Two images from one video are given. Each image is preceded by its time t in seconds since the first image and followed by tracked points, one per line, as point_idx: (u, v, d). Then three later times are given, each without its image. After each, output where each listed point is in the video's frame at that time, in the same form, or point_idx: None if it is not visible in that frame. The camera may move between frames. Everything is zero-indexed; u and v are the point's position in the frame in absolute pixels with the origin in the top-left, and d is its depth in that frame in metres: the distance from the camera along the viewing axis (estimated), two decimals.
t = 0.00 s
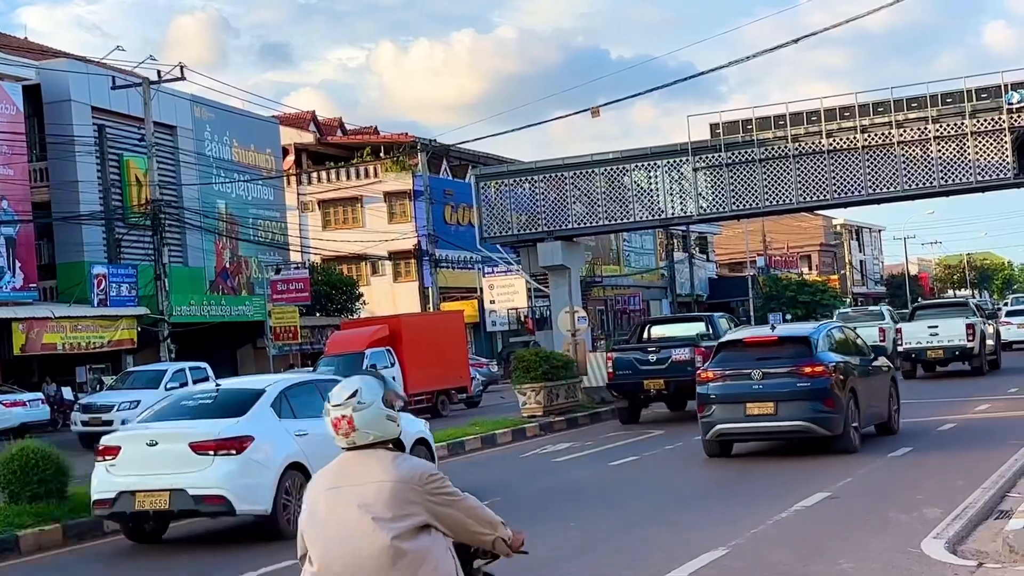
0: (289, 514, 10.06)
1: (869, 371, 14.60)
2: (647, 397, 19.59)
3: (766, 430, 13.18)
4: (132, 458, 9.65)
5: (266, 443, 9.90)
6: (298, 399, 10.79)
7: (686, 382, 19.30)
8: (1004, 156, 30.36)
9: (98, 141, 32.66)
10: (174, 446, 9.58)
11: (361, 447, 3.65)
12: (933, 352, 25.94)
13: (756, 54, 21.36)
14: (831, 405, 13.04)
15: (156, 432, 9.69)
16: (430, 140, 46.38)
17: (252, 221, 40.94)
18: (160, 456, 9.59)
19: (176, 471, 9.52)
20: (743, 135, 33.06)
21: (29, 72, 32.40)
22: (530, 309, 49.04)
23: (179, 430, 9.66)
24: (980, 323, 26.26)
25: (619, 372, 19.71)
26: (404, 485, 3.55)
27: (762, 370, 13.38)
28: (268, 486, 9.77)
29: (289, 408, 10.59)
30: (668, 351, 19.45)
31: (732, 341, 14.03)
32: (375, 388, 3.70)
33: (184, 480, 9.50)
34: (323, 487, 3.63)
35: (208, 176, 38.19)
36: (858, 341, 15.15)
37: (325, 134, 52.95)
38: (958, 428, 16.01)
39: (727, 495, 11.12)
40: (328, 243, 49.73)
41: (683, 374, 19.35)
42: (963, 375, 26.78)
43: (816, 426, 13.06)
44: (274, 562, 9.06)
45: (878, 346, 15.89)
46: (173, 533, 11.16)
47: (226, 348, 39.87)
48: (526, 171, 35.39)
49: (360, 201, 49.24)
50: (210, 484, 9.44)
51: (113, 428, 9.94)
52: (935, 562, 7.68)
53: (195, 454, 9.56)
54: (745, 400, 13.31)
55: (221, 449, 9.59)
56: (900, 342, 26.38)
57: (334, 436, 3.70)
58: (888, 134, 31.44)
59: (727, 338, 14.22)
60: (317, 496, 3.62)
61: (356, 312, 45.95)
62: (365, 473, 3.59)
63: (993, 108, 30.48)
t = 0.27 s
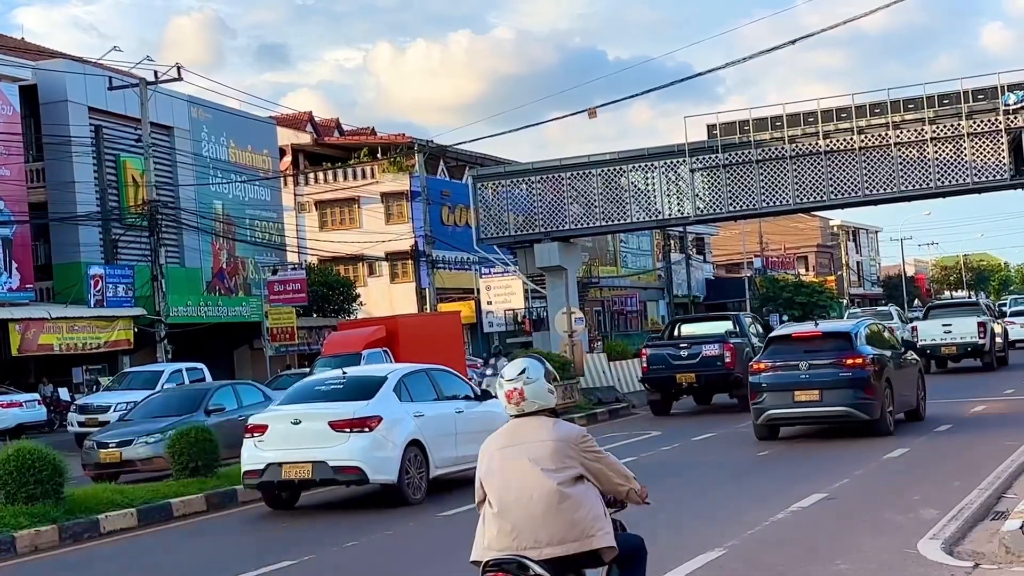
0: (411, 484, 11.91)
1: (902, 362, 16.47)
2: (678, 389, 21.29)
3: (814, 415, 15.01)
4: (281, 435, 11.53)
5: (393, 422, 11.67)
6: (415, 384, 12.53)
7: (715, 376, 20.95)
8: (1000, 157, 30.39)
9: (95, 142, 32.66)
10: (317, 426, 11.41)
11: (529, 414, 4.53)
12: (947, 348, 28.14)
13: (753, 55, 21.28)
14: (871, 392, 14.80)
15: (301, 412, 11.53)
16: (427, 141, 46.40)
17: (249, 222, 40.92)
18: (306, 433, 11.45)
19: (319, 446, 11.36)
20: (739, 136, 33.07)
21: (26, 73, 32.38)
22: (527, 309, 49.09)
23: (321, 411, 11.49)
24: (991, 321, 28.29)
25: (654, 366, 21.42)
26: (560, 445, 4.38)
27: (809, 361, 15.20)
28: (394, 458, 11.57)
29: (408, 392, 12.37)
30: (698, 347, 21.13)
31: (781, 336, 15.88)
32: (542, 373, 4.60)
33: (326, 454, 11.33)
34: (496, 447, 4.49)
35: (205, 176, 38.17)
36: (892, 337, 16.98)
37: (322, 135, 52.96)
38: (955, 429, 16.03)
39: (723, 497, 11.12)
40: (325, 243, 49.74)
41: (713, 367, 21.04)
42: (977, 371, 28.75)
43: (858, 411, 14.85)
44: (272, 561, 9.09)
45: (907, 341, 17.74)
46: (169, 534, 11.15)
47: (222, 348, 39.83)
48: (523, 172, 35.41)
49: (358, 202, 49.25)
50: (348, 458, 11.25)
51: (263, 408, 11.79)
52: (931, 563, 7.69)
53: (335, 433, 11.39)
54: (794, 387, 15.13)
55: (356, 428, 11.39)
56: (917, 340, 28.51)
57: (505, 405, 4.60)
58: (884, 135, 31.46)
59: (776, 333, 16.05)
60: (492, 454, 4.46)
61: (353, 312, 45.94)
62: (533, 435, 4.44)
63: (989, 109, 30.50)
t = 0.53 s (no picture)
0: (501, 462, 13.50)
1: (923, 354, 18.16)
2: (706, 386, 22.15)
3: (848, 404, 16.53)
4: (388, 418, 13.12)
5: (486, 407, 13.26)
6: (501, 375, 14.08)
7: (741, 373, 21.90)
8: (996, 158, 30.45)
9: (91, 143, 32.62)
10: (421, 409, 13.00)
11: (635, 394, 5.45)
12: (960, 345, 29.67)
13: (749, 57, 21.17)
14: (899, 382, 16.34)
15: (406, 398, 13.14)
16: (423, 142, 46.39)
17: (245, 223, 40.90)
18: (410, 416, 13.04)
19: (420, 426, 12.96)
20: (735, 137, 33.11)
21: (21, 74, 32.37)
22: (523, 311, 49.10)
23: (424, 397, 13.09)
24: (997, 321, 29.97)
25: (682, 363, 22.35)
26: (661, 424, 5.28)
27: (841, 356, 16.72)
28: (489, 439, 13.18)
29: (495, 379, 13.98)
30: (724, 346, 22.13)
31: (816, 332, 17.38)
32: (643, 359, 5.55)
33: (428, 435, 12.91)
34: (606, 423, 5.43)
35: (201, 177, 38.17)
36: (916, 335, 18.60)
37: (318, 136, 52.94)
38: (951, 431, 16.04)
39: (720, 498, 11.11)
40: (322, 244, 49.71)
41: (739, 366, 22.03)
42: (984, 368, 30.35)
43: (889, 399, 16.41)
44: (269, 562, 9.09)
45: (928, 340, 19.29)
46: (165, 535, 11.13)
47: (218, 349, 39.80)
48: (519, 174, 35.42)
49: (354, 204, 49.24)
50: (449, 437, 12.83)
51: (370, 393, 13.40)
52: (927, 565, 7.68)
53: (436, 415, 12.96)
54: (830, 379, 16.65)
55: (455, 412, 12.97)
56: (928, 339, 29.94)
57: (614, 384, 5.51)
58: (880, 136, 31.52)
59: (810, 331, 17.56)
60: (601, 429, 5.40)
61: (349, 313, 45.92)
62: (639, 416, 5.35)
63: (985, 111, 30.55)
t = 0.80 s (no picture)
0: (574, 444, 15.14)
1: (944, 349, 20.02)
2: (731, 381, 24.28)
3: (878, 393, 18.49)
4: (473, 405, 14.84)
5: (559, 395, 14.88)
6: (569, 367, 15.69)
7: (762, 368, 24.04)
8: (992, 160, 30.50)
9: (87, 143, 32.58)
10: (502, 397, 14.69)
11: (711, 379, 6.64)
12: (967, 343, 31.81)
13: (744, 58, 21.13)
14: (923, 375, 18.19)
15: (489, 388, 14.84)
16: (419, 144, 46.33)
17: (241, 223, 40.87)
18: (494, 403, 14.72)
19: (503, 413, 14.63)
20: (732, 138, 33.13)
21: (18, 75, 32.34)
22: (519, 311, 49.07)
23: (505, 386, 14.77)
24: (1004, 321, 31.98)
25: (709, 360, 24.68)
26: (732, 405, 6.45)
27: (871, 351, 18.66)
28: (563, 423, 14.81)
29: (566, 371, 15.60)
30: (744, 344, 24.24)
31: (848, 330, 19.35)
32: (716, 351, 6.75)
33: (510, 419, 14.61)
34: (685, 404, 6.63)
35: (197, 178, 38.14)
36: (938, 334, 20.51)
37: (315, 137, 52.89)
38: (948, 431, 16.04)
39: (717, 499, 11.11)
40: (318, 245, 49.69)
41: (758, 361, 24.21)
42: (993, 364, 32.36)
43: (915, 390, 18.30)
44: (266, 563, 9.09)
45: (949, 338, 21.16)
46: (160, 536, 11.13)
47: (215, 350, 39.79)
48: (516, 174, 35.44)
49: (350, 204, 49.21)
50: (527, 422, 14.49)
51: (456, 384, 15.11)
52: (922, 566, 7.68)
53: (516, 402, 14.63)
54: (861, 371, 18.61)
55: (532, 400, 14.62)
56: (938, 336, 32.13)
57: (693, 372, 6.71)
58: (877, 137, 31.55)
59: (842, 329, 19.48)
60: (680, 410, 6.59)
61: (346, 314, 45.91)
62: (712, 397, 6.53)
63: (981, 112, 30.57)
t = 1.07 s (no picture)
0: (630, 430, 16.74)
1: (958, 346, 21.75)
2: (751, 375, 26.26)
3: (899, 384, 20.17)
4: (540, 394, 16.45)
5: (618, 384, 16.45)
6: (625, 360, 17.23)
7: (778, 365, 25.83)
8: (989, 160, 30.53)
9: (85, 144, 32.56)
10: (567, 387, 16.27)
11: (768, 368, 7.76)
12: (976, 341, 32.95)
13: (741, 59, 21.08)
14: (941, 368, 19.85)
15: (555, 379, 16.42)
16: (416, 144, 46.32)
17: (238, 223, 40.86)
18: (559, 392, 16.32)
19: (569, 402, 16.22)
20: (729, 138, 33.15)
21: (15, 75, 32.32)
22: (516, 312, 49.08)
23: (569, 377, 16.36)
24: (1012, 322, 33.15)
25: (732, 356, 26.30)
26: (787, 390, 7.56)
27: (894, 346, 20.35)
28: (621, 411, 16.39)
29: (622, 363, 17.15)
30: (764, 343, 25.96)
31: (871, 327, 21.06)
32: (772, 344, 7.83)
33: (574, 408, 16.20)
34: (744, 388, 7.70)
35: (194, 178, 38.13)
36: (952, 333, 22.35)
37: (312, 137, 52.88)
38: (944, 432, 16.07)
39: (714, 499, 11.13)
40: (315, 246, 49.66)
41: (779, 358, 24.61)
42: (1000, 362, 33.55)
43: (934, 382, 19.95)
44: (264, 563, 9.10)
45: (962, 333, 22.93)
46: (157, 537, 11.13)
47: (212, 351, 39.80)
48: (513, 175, 35.46)
49: (347, 205, 49.19)
50: (589, 410, 16.08)
51: (523, 375, 16.68)
52: (918, 566, 7.70)
53: (579, 393, 16.21)
54: (885, 364, 20.31)
55: (593, 390, 16.21)
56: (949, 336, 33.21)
57: (752, 361, 7.82)
58: (874, 138, 31.57)
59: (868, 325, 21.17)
60: (740, 395, 7.66)
61: (343, 314, 45.90)
62: (769, 384, 7.63)
63: (978, 112, 30.60)
